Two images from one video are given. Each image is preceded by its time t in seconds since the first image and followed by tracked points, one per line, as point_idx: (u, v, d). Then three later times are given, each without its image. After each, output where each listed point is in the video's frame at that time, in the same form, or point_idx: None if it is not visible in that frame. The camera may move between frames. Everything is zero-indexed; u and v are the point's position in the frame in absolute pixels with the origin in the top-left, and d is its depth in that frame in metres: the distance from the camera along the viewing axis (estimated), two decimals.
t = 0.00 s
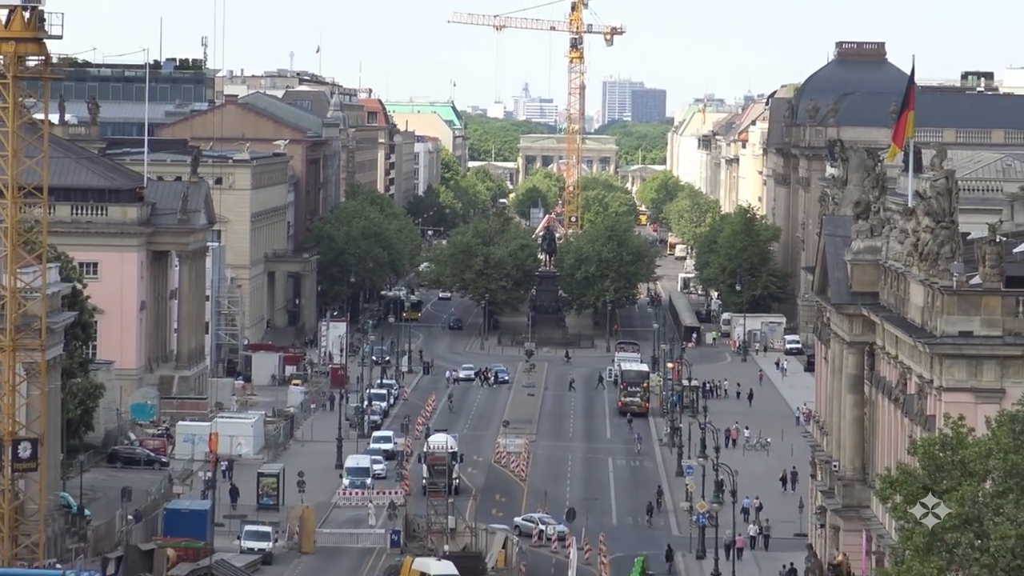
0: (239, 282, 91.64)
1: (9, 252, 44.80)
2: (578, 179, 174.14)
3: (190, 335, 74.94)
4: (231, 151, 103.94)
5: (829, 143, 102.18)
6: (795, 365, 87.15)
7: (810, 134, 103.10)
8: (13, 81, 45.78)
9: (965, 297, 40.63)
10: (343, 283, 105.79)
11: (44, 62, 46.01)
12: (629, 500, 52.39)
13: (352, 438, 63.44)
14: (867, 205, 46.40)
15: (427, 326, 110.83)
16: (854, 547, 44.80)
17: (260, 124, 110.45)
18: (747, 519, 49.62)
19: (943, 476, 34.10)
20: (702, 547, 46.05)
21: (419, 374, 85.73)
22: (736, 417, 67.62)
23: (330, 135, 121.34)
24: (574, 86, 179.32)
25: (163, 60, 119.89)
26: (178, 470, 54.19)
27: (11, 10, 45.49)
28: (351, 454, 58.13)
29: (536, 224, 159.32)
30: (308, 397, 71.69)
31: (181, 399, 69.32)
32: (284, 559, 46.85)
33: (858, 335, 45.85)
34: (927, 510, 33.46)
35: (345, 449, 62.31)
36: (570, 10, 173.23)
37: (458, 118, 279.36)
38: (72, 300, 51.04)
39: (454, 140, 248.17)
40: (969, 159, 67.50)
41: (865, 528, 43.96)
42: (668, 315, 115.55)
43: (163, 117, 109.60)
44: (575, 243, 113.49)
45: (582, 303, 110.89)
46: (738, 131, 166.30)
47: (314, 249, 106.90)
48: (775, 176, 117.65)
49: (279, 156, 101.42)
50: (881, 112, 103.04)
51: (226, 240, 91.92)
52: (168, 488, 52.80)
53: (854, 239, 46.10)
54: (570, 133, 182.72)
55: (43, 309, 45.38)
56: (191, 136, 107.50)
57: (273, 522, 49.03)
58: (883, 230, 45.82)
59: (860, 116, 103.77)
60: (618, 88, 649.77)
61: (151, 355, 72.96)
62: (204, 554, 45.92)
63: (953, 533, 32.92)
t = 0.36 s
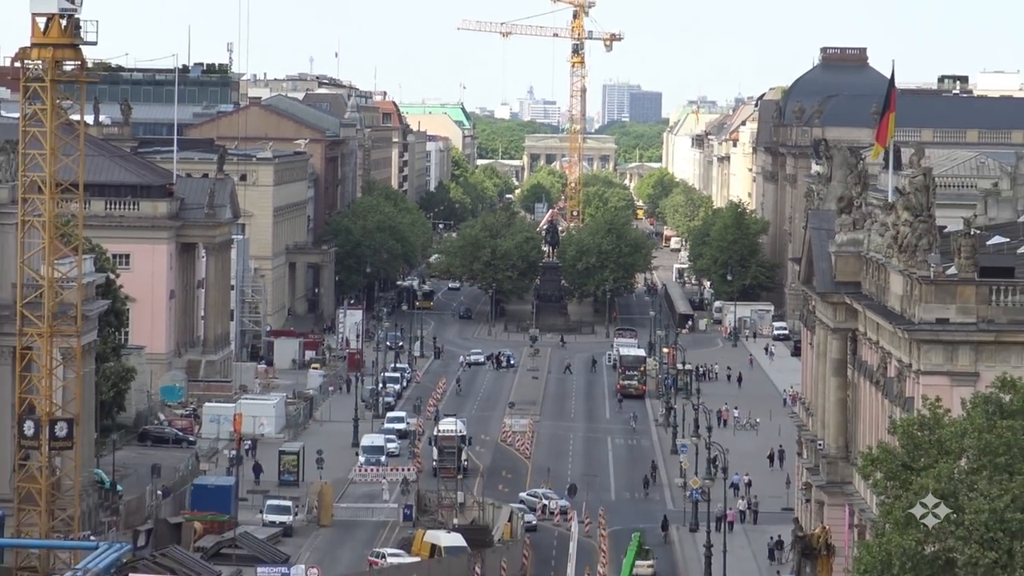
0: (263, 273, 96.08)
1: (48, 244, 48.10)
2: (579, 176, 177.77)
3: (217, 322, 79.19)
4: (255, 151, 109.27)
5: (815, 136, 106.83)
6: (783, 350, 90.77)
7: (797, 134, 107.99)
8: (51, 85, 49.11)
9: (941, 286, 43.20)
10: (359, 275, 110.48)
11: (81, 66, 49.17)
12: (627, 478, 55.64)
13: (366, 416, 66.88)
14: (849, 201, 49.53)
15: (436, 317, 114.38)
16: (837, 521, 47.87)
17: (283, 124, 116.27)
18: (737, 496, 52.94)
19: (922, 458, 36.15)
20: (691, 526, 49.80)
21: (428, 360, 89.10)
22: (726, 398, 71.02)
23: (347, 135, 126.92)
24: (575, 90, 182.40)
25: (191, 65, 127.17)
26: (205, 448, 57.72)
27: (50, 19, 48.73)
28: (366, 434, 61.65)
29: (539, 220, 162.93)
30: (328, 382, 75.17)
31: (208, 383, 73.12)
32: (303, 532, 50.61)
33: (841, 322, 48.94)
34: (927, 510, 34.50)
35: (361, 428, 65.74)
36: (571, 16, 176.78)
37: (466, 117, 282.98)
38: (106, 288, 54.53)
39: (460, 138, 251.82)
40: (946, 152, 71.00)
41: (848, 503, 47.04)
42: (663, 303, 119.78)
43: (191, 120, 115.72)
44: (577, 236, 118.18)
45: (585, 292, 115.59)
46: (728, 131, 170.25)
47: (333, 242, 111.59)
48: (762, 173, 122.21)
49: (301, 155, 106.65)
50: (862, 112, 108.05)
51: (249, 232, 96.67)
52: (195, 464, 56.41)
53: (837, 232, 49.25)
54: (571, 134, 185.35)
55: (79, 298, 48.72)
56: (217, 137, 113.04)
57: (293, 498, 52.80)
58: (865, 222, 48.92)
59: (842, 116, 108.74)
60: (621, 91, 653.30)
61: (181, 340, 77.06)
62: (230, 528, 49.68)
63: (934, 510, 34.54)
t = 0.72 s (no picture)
0: (285, 265, 103.23)
1: (84, 239, 51.45)
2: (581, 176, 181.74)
3: (242, 312, 83.76)
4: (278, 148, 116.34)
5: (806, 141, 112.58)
6: (774, 339, 94.73)
7: (787, 138, 113.67)
8: (86, 89, 52.26)
9: (921, 280, 45.67)
10: (376, 266, 118.03)
11: (115, 72, 52.30)
12: (626, 460, 59.09)
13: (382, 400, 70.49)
14: (835, 199, 53.04)
15: (444, 309, 118.00)
16: (823, 499, 51.20)
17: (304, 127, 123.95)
18: (729, 476, 56.37)
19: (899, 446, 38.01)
20: (685, 505, 53.40)
21: (439, 348, 92.85)
22: (719, 383, 74.67)
23: (365, 136, 134.48)
24: (578, 94, 186.18)
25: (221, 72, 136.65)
26: (230, 430, 61.35)
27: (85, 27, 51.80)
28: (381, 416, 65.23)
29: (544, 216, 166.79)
30: (347, 368, 78.87)
31: (232, 369, 77.43)
32: (322, 508, 54.12)
33: (827, 313, 52.24)
34: (926, 510, 35.92)
35: (377, 412, 69.28)
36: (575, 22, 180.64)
37: (476, 120, 286.96)
38: (138, 280, 58.06)
39: (468, 137, 255.75)
40: (928, 153, 74.78)
41: (833, 482, 50.40)
42: (660, 296, 124.96)
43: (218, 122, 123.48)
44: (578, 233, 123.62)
45: (587, 283, 121.23)
46: (723, 132, 174.58)
47: (350, 236, 119.00)
48: (754, 173, 129.18)
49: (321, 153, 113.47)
50: (847, 117, 114.07)
51: (273, 227, 103.93)
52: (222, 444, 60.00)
53: (824, 229, 52.76)
54: (572, 135, 188.97)
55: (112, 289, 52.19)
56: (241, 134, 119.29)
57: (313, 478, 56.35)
58: (850, 219, 52.29)
59: (828, 122, 114.72)
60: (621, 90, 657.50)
61: (210, 328, 82.03)
62: (254, 504, 53.17)
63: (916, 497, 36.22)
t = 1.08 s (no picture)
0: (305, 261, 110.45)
1: (117, 236, 55.14)
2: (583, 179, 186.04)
3: (264, 304, 90.80)
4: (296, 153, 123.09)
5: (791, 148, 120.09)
6: (765, 331, 98.60)
7: (775, 143, 119.53)
8: (120, 95, 55.80)
9: (900, 277, 49.51)
10: (389, 262, 124.85)
11: (147, 79, 55.99)
12: (623, 447, 62.72)
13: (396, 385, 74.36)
14: (820, 200, 56.54)
15: (452, 304, 121.90)
16: (808, 481, 54.74)
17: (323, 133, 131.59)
18: (721, 461, 59.99)
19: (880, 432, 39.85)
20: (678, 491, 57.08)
21: (447, 340, 96.90)
22: (712, 372, 78.43)
23: (379, 140, 141.95)
24: (581, 100, 190.48)
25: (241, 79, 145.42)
26: (253, 415, 65.41)
27: (119, 36, 55.65)
28: (395, 403, 69.10)
29: (548, 216, 170.85)
30: (361, 355, 82.84)
31: (256, 358, 82.15)
32: (339, 488, 57.85)
33: (812, 307, 55.82)
34: (928, 510, 37.25)
35: (391, 398, 73.10)
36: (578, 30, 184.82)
37: (483, 125, 291.29)
38: (167, 274, 61.99)
39: (474, 141, 260.02)
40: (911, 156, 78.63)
41: (817, 467, 53.72)
42: (657, 292, 129.15)
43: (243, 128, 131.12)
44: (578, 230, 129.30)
45: (589, 279, 126.42)
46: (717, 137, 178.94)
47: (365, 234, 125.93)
48: (745, 176, 135.43)
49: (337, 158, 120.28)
50: (833, 125, 120.03)
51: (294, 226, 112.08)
52: (246, 429, 63.88)
53: (809, 228, 56.19)
54: (574, 141, 193.17)
55: (144, 282, 56.03)
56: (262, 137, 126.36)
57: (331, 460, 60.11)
58: (834, 218, 55.88)
59: (815, 130, 122.40)
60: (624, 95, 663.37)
61: (236, 319, 88.26)
62: (275, 484, 56.89)
63: (898, 482, 38.15)
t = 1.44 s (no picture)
0: (324, 259, 120.71)
1: (147, 236, 59.01)
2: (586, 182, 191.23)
3: (286, 300, 98.27)
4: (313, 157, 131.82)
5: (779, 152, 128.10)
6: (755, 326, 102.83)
7: (764, 148, 128.16)
8: (150, 103, 59.55)
9: (881, 275, 53.18)
10: (402, 261, 136.50)
11: (175, 89, 59.67)
12: (622, 438, 66.85)
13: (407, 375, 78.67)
14: (806, 204, 60.43)
15: (460, 299, 126.42)
16: (795, 466, 58.39)
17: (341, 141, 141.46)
18: (712, 447, 64.09)
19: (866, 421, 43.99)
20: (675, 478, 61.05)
21: (455, 333, 101.36)
22: (702, 364, 82.39)
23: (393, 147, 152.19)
24: (583, 109, 195.67)
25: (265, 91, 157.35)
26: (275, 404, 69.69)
27: (149, 49, 59.38)
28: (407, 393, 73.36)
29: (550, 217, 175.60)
30: (376, 347, 87.19)
31: (277, 351, 86.82)
32: (355, 473, 61.97)
33: (799, 303, 59.54)
34: (929, 511, 39.97)
35: (405, 388, 77.32)
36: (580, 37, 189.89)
37: (491, 131, 297.49)
38: (194, 272, 66.25)
39: (480, 146, 265.57)
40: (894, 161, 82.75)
41: (804, 452, 57.45)
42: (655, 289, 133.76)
43: (266, 134, 140.97)
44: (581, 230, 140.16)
45: (589, 276, 137.23)
46: (711, 142, 183.82)
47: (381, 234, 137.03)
48: (734, 182, 146.57)
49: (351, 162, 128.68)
50: (817, 130, 128.52)
51: (314, 226, 121.00)
52: (269, 417, 68.12)
53: (797, 229, 60.01)
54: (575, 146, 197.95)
55: (172, 279, 60.13)
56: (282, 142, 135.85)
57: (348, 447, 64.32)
58: (820, 221, 59.87)
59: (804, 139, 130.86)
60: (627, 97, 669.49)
61: (259, 313, 96.00)
62: (295, 469, 60.98)
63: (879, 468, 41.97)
